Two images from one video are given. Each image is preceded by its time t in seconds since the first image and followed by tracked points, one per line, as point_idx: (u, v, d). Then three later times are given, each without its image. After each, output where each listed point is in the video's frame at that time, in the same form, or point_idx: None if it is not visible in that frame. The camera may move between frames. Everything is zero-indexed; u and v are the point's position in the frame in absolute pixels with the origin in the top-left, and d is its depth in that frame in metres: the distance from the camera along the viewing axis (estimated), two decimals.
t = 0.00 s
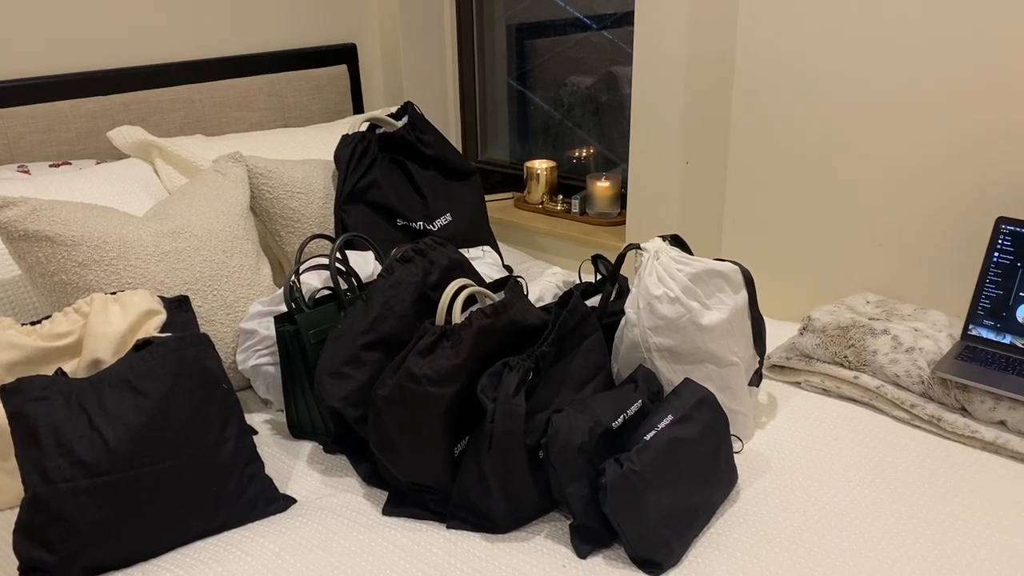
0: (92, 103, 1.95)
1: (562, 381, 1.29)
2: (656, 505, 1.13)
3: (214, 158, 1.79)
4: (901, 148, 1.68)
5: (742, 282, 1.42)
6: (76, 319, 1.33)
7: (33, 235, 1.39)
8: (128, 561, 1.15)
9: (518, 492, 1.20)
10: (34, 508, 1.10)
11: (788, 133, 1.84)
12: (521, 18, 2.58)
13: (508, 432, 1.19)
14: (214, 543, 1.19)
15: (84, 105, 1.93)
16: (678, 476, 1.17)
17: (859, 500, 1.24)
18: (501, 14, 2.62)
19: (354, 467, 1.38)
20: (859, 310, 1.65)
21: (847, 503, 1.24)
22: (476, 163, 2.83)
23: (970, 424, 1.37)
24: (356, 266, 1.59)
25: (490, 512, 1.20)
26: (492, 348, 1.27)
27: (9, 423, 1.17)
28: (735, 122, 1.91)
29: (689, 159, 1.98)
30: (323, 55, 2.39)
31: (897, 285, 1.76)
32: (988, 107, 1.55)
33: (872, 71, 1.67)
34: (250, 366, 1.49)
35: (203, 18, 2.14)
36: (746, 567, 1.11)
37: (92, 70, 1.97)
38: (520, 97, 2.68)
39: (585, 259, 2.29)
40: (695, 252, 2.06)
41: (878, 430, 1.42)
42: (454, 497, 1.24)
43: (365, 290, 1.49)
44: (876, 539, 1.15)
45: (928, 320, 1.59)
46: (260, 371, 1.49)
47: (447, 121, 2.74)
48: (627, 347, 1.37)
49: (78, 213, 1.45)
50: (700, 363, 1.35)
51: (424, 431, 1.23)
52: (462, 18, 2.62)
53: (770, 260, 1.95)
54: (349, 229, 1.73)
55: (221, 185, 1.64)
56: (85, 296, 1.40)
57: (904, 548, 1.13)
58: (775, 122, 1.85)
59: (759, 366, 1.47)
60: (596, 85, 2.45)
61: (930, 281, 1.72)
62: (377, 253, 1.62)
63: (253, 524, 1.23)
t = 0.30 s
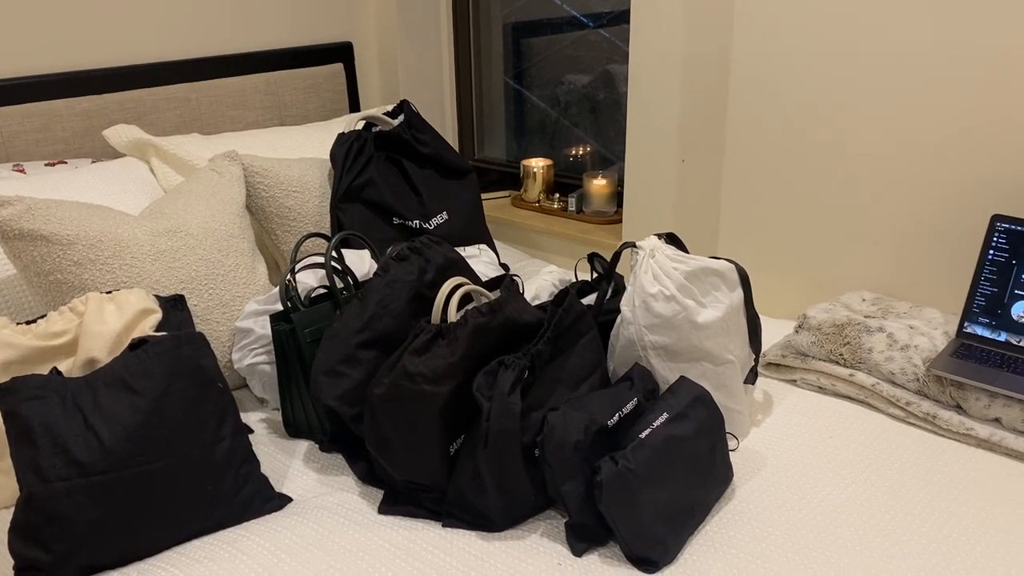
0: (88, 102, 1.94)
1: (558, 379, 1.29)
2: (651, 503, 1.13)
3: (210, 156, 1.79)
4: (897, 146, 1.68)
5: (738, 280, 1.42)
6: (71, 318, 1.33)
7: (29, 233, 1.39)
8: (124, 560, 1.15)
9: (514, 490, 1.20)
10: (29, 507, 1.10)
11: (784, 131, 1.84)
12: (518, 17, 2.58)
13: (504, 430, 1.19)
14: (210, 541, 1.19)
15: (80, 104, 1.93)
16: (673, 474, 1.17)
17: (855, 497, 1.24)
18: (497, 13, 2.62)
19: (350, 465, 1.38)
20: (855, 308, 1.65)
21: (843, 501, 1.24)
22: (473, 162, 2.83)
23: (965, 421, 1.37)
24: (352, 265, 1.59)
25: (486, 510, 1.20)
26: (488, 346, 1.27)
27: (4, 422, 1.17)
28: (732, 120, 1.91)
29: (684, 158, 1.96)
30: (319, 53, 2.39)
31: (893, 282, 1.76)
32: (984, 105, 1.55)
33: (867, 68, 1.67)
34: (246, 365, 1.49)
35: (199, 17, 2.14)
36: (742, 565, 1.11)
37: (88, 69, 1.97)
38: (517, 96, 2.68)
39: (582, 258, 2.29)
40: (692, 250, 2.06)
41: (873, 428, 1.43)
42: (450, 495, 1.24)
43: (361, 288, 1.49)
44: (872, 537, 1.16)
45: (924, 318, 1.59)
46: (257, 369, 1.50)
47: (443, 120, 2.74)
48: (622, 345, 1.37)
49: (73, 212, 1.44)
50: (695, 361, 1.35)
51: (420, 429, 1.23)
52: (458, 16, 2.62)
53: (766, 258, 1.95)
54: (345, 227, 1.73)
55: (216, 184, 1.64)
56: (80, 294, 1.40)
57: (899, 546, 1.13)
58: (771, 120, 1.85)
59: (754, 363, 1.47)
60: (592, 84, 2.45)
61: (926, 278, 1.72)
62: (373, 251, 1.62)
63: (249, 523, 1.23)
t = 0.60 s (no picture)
0: (84, 100, 1.94)
1: (553, 377, 1.29)
2: (646, 500, 1.13)
3: (205, 155, 1.79)
4: (892, 143, 1.68)
5: (733, 278, 1.42)
6: (66, 316, 1.32)
7: (24, 232, 1.39)
8: (119, 558, 1.15)
9: (509, 487, 1.20)
10: (25, 505, 1.10)
11: (780, 129, 1.84)
12: (515, 15, 2.58)
13: (499, 428, 1.19)
14: (205, 539, 1.19)
15: (76, 102, 1.93)
16: (668, 471, 1.17)
17: (850, 494, 1.25)
18: (494, 11, 2.62)
19: (346, 463, 1.38)
20: (851, 306, 1.65)
21: (838, 498, 1.24)
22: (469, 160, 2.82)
23: (960, 418, 1.38)
24: (348, 263, 1.59)
25: (482, 508, 1.20)
26: (483, 344, 1.27)
27: None
28: (728, 118, 1.91)
29: (680, 155, 1.94)
30: (316, 52, 2.38)
31: (889, 280, 1.76)
32: (979, 102, 1.56)
33: (863, 65, 1.68)
34: (242, 363, 1.49)
35: (196, 15, 2.14)
36: (737, 562, 1.11)
37: (84, 67, 1.96)
38: (514, 94, 2.68)
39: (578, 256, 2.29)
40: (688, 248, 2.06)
41: (868, 425, 1.43)
42: (446, 493, 1.24)
43: (357, 286, 1.50)
44: (866, 533, 1.16)
45: (919, 315, 1.59)
46: (252, 368, 1.49)
47: (440, 118, 2.74)
48: (618, 343, 1.37)
49: (68, 210, 1.44)
50: (690, 358, 1.36)
51: (415, 427, 1.23)
52: (455, 14, 2.62)
53: (762, 256, 1.95)
54: (341, 226, 1.73)
55: (212, 182, 1.64)
56: (76, 293, 1.40)
57: (894, 542, 1.14)
58: (767, 118, 1.85)
59: (749, 361, 1.47)
60: (589, 82, 2.45)
61: (921, 276, 1.72)
62: (369, 249, 1.62)
63: (244, 521, 1.24)
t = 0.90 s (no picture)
0: (82, 99, 1.94)
1: (550, 376, 1.29)
2: (644, 499, 1.14)
3: (203, 154, 1.79)
4: (890, 141, 1.68)
5: (731, 276, 1.42)
6: (63, 316, 1.32)
7: (21, 231, 1.39)
8: (117, 557, 1.15)
9: (507, 486, 1.20)
10: (22, 505, 1.10)
11: (778, 128, 1.84)
12: (514, 13, 2.58)
13: (496, 427, 1.19)
14: (204, 538, 1.19)
15: (73, 101, 1.93)
16: (666, 469, 1.18)
17: (847, 492, 1.25)
18: (492, 9, 2.62)
19: (343, 462, 1.38)
20: (848, 304, 1.65)
21: (835, 496, 1.24)
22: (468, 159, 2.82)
23: (957, 416, 1.38)
24: (346, 262, 1.59)
25: (480, 507, 1.20)
26: (481, 342, 1.27)
27: None
28: (726, 117, 1.91)
29: (678, 154, 1.93)
30: (314, 50, 2.38)
31: (887, 278, 1.76)
32: (977, 102, 1.56)
33: (861, 64, 1.68)
34: (240, 362, 1.49)
35: (194, 14, 2.14)
36: (734, 560, 1.11)
37: (81, 66, 1.96)
38: (512, 93, 2.68)
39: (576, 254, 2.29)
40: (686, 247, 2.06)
41: (866, 424, 1.43)
42: (443, 491, 1.24)
43: (355, 285, 1.50)
44: (863, 531, 1.16)
45: (917, 314, 1.59)
46: (250, 367, 1.49)
47: (438, 117, 2.73)
48: (615, 342, 1.37)
49: (66, 209, 1.44)
50: (688, 357, 1.36)
51: (413, 425, 1.23)
52: (454, 13, 2.61)
53: (760, 255, 1.95)
54: (339, 225, 1.73)
55: (210, 181, 1.63)
56: (74, 292, 1.40)
57: (892, 541, 1.14)
58: (766, 116, 1.85)
59: (747, 359, 1.47)
60: (588, 80, 2.45)
61: (919, 274, 1.72)
62: (367, 248, 1.62)
63: (243, 520, 1.24)
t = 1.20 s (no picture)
0: (80, 97, 1.94)
1: (550, 374, 1.29)
2: (643, 497, 1.13)
3: (202, 151, 1.79)
4: (890, 140, 1.68)
5: (730, 275, 1.42)
6: (62, 313, 1.32)
7: (20, 229, 1.38)
8: (117, 555, 1.15)
9: (506, 484, 1.20)
10: (21, 503, 1.10)
11: (778, 126, 1.84)
12: (514, 11, 2.58)
13: (495, 425, 1.19)
14: (203, 536, 1.19)
15: (72, 99, 1.92)
16: (665, 468, 1.17)
17: (847, 491, 1.25)
18: (492, 7, 2.62)
19: (343, 460, 1.38)
20: (848, 302, 1.65)
21: (835, 494, 1.24)
22: (468, 157, 2.82)
23: (957, 415, 1.38)
24: (345, 260, 1.59)
25: (479, 505, 1.20)
26: (480, 341, 1.27)
27: None
28: (725, 115, 1.91)
29: (677, 153, 1.93)
30: (313, 49, 2.38)
31: (886, 277, 1.76)
32: (977, 100, 1.55)
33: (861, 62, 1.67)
34: (239, 360, 1.49)
35: (192, 11, 2.13)
36: (733, 559, 1.11)
37: (80, 64, 1.96)
38: (512, 91, 2.68)
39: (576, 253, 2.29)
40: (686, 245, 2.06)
41: (866, 422, 1.43)
42: (443, 490, 1.24)
43: (354, 284, 1.49)
44: (863, 530, 1.16)
45: (916, 312, 1.59)
46: (249, 365, 1.49)
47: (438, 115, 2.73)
48: (615, 340, 1.37)
49: (64, 207, 1.44)
50: (687, 355, 1.35)
51: (412, 424, 1.23)
52: (454, 10, 2.61)
53: (760, 253, 1.95)
54: (338, 223, 1.73)
55: (209, 179, 1.63)
56: (73, 290, 1.40)
57: (891, 540, 1.14)
58: (766, 115, 1.85)
59: (746, 358, 1.47)
60: (588, 78, 2.45)
61: (919, 273, 1.72)
62: (366, 246, 1.62)
63: (242, 518, 1.24)
